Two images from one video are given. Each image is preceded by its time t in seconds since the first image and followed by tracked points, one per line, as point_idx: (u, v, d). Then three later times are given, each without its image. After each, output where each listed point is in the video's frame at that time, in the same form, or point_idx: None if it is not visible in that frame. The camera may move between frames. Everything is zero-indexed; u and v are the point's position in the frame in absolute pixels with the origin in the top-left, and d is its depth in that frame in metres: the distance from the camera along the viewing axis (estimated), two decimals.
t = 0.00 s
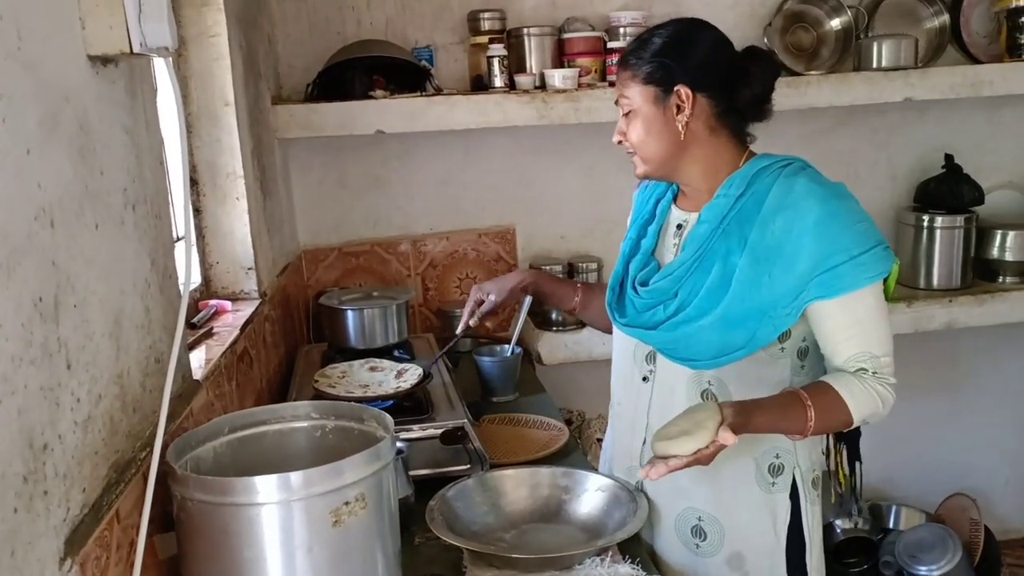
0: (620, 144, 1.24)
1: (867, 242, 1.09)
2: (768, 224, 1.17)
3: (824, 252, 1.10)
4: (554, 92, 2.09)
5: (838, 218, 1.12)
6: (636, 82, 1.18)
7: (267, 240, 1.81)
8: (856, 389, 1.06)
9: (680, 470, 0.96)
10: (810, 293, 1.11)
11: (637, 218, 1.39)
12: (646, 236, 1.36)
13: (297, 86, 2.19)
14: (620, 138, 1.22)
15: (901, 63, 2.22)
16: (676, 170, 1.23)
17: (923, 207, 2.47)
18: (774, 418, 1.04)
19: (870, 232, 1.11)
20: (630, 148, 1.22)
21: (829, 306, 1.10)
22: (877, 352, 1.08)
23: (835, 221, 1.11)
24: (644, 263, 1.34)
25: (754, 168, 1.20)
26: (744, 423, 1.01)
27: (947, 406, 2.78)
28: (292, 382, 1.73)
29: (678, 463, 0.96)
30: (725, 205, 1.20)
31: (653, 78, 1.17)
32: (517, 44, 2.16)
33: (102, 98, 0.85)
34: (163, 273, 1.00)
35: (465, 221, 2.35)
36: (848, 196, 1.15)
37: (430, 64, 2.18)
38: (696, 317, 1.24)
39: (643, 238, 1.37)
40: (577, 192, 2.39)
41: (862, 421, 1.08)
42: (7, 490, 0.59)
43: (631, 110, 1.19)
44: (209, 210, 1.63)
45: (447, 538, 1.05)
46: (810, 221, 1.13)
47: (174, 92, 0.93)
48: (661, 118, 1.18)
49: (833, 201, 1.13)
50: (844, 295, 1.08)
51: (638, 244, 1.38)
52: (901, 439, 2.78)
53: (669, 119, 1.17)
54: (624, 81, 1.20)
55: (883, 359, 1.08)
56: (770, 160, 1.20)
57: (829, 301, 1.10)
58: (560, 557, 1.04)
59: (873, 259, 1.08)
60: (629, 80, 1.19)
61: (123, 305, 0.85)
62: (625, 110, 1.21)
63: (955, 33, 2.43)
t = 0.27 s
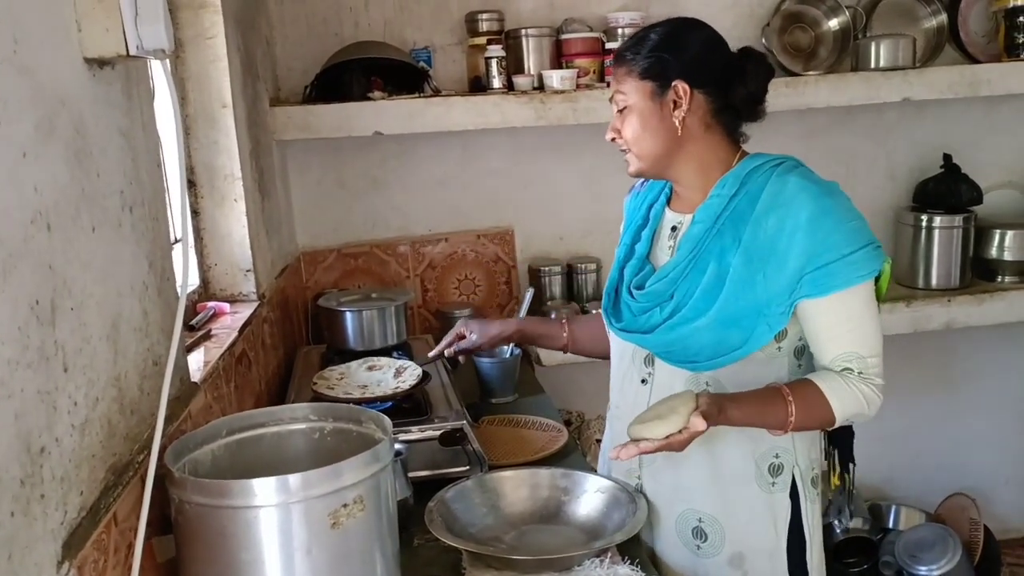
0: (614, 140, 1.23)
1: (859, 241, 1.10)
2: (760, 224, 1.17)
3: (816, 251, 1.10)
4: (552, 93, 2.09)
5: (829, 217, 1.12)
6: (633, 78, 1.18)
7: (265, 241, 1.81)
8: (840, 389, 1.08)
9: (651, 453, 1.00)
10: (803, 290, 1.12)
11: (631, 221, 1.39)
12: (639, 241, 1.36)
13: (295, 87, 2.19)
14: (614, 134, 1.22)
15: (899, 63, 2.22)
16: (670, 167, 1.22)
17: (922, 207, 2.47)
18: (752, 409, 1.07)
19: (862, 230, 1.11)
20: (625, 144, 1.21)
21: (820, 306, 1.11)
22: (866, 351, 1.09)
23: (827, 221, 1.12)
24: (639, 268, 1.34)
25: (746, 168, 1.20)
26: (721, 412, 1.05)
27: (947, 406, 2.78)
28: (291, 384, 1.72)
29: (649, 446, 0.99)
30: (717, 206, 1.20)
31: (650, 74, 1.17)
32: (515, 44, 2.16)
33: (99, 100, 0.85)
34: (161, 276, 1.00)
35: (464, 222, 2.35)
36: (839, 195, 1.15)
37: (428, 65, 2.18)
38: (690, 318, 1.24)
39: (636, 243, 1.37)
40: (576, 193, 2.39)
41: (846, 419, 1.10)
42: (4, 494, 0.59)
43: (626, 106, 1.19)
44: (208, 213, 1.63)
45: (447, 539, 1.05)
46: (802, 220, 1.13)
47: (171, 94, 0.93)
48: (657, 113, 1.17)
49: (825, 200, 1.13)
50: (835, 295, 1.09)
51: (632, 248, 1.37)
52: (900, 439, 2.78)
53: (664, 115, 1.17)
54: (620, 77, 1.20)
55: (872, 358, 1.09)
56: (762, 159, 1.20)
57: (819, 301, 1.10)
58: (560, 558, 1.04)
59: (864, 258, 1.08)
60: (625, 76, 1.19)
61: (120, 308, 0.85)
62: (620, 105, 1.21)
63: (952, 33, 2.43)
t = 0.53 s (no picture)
0: (610, 138, 1.23)
1: (855, 238, 1.10)
2: (755, 223, 1.17)
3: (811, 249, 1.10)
4: (553, 92, 2.09)
5: (824, 214, 1.12)
6: (629, 74, 1.18)
7: (267, 241, 1.81)
8: (845, 385, 1.07)
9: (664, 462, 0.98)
10: (800, 288, 1.12)
11: (628, 223, 1.39)
12: (637, 242, 1.36)
13: (296, 87, 2.19)
14: (610, 131, 1.22)
15: (900, 63, 2.22)
16: (665, 164, 1.22)
17: (923, 207, 2.47)
18: (760, 414, 1.06)
19: (857, 227, 1.11)
20: (621, 140, 1.21)
21: (819, 303, 1.11)
22: (867, 347, 1.09)
23: (822, 219, 1.12)
24: (634, 270, 1.34)
25: (740, 168, 1.20)
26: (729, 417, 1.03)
27: (947, 406, 2.78)
28: (292, 383, 1.72)
29: (661, 455, 0.97)
30: (713, 206, 1.20)
31: (647, 69, 1.17)
32: (516, 44, 2.16)
33: (102, 99, 0.85)
34: (163, 274, 1.00)
35: (465, 221, 2.35)
36: (834, 192, 1.15)
37: (429, 64, 2.18)
38: (687, 318, 1.24)
39: (633, 245, 1.37)
40: (577, 193, 2.39)
41: (852, 416, 1.09)
42: (8, 492, 0.59)
43: (623, 103, 1.19)
44: (209, 212, 1.63)
45: (448, 538, 1.05)
46: (797, 219, 1.13)
47: (173, 93, 0.93)
48: (654, 109, 1.17)
49: (819, 198, 1.13)
50: (834, 291, 1.09)
51: (629, 250, 1.37)
52: (901, 439, 2.78)
53: (660, 110, 1.17)
54: (617, 74, 1.20)
55: (873, 353, 1.09)
56: (756, 158, 1.20)
57: (819, 298, 1.10)
58: (561, 557, 1.04)
59: (861, 254, 1.08)
60: (622, 72, 1.20)
61: (123, 306, 0.85)
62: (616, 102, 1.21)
63: (953, 33, 2.43)
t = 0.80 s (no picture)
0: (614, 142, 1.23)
1: (855, 238, 1.09)
2: (755, 223, 1.17)
3: (811, 249, 1.10)
4: (558, 90, 2.09)
5: (824, 214, 1.12)
6: (628, 77, 1.18)
7: (272, 237, 1.81)
8: (841, 386, 1.07)
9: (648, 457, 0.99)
10: (799, 289, 1.11)
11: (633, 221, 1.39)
12: (641, 240, 1.36)
13: (301, 83, 2.19)
14: (613, 136, 1.22)
15: (906, 62, 2.22)
16: (669, 164, 1.22)
17: (928, 207, 2.47)
18: (750, 413, 1.07)
19: (858, 227, 1.11)
20: (624, 144, 1.21)
21: (817, 304, 1.10)
22: (866, 349, 1.08)
23: (822, 218, 1.11)
24: (638, 267, 1.35)
25: (743, 167, 1.20)
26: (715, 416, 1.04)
27: (951, 406, 2.77)
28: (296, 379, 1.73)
29: (645, 450, 0.99)
30: (714, 205, 1.20)
31: (645, 72, 1.17)
32: (522, 41, 2.16)
33: (110, 94, 0.86)
34: (170, 270, 1.00)
35: (469, 219, 2.35)
36: (835, 192, 1.15)
37: (434, 62, 2.17)
38: (687, 317, 1.25)
39: (637, 243, 1.37)
40: (581, 191, 2.39)
41: (849, 417, 1.09)
42: (17, 484, 0.59)
43: (623, 106, 1.19)
44: (215, 208, 1.63)
45: (453, 535, 1.05)
46: (798, 218, 1.13)
47: (181, 89, 0.93)
48: (655, 110, 1.17)
49: (820, 198, 1.13)
50: (832, 292, 1.08)
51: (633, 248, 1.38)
52: (904, 439, 2.77)
53: (661, 112, 1.17)
54: (615, 78, 1.20)
55: (872, 355, 1.09)
56: (759, 157, 1.20)
57: (817, 299, 1.10)
58: (565, 555, 1.04)
59: (861, 255, 1.07)
60: (621, 76, 1.19)
61: (130, 301, 0.85)
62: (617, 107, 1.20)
63: (960, 32, 2.42)
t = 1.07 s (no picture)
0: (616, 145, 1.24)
1: (852, 240, 1.07)
2: (753, 223, 1.17)
3: (806, 250, 1.09)
4: (561, 88, 2.09)
5: (822, 215, 1.10)
6: (626, 83, 1.18)
7: (274, 234, 1.81)
8: (833, 389, 1.07)
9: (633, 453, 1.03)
10: (793, 290, 1.11)
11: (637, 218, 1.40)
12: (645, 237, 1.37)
13: (304, 81, 2.19)
14: (615, 139, 1.23)
15: (910, 61, 2.21)
16: (670, 165, 1.22)
17: (931, 206, 2.47)
18: (740, 410, 1.09)
19: (857, 229, 1.09)
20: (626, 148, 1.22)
21: (812, 306, 1.09)
22: (862, 352, 1.07)
23: (819, 220, 1.10)
24: (641, 264, 1.36)
25: (746, 166, 1.19)
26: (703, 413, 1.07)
27: (954, 406, 2.77)
28: (298, 377, 1.73)
29: (631, 446, 1.02)
30: (715, 204, 1.20)
31: (642, 78, 1.17)
32: (525, 39, 2.16)
33: (114, 90, 0.86)
34: (172, 266, 1.00)
35: (472, 217, 2.35)
36: (837, 193, 1.13)
37: (437, 59, 2.17)
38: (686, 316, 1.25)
39: (642, 239, 1.38)
40: (584, 189, 2.39)
41: (842, 419, 1.09)
42: (18, 479, 0.59)
43: (622, 110, 1.19)
44: (218, 205, 1.64)
45: (455, 532, 1.06)
46: (795, 219, 1.12)
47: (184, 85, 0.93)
48: (651, 115, 1.17)
49: (819, 199, 1.11)
50: (827, 294, 1.07)
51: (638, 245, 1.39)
52: (907, 438, 2.77)
53: (659, 116, 1.17)
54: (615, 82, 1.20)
55: (867, 359, 1.07)
56: (763, 157, 1.19)
57: (812, 300, 1.09)
58: (567, 552, 1.04)
59: (856, 258, 1.06)
60: (619, 80, 1.19)
61: (132, 297, 0.85)
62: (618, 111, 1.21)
63: (964, 31, 2.42)
